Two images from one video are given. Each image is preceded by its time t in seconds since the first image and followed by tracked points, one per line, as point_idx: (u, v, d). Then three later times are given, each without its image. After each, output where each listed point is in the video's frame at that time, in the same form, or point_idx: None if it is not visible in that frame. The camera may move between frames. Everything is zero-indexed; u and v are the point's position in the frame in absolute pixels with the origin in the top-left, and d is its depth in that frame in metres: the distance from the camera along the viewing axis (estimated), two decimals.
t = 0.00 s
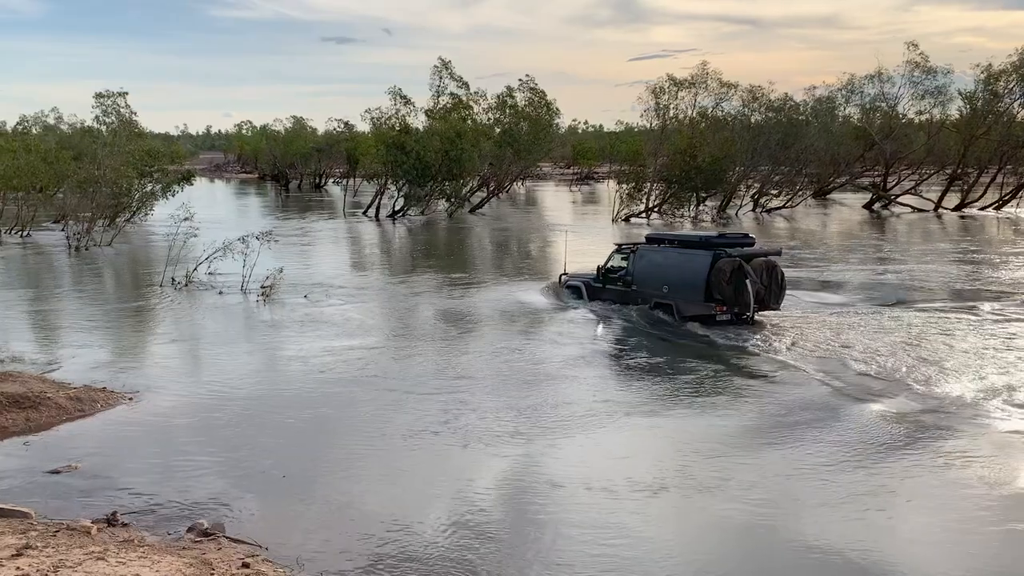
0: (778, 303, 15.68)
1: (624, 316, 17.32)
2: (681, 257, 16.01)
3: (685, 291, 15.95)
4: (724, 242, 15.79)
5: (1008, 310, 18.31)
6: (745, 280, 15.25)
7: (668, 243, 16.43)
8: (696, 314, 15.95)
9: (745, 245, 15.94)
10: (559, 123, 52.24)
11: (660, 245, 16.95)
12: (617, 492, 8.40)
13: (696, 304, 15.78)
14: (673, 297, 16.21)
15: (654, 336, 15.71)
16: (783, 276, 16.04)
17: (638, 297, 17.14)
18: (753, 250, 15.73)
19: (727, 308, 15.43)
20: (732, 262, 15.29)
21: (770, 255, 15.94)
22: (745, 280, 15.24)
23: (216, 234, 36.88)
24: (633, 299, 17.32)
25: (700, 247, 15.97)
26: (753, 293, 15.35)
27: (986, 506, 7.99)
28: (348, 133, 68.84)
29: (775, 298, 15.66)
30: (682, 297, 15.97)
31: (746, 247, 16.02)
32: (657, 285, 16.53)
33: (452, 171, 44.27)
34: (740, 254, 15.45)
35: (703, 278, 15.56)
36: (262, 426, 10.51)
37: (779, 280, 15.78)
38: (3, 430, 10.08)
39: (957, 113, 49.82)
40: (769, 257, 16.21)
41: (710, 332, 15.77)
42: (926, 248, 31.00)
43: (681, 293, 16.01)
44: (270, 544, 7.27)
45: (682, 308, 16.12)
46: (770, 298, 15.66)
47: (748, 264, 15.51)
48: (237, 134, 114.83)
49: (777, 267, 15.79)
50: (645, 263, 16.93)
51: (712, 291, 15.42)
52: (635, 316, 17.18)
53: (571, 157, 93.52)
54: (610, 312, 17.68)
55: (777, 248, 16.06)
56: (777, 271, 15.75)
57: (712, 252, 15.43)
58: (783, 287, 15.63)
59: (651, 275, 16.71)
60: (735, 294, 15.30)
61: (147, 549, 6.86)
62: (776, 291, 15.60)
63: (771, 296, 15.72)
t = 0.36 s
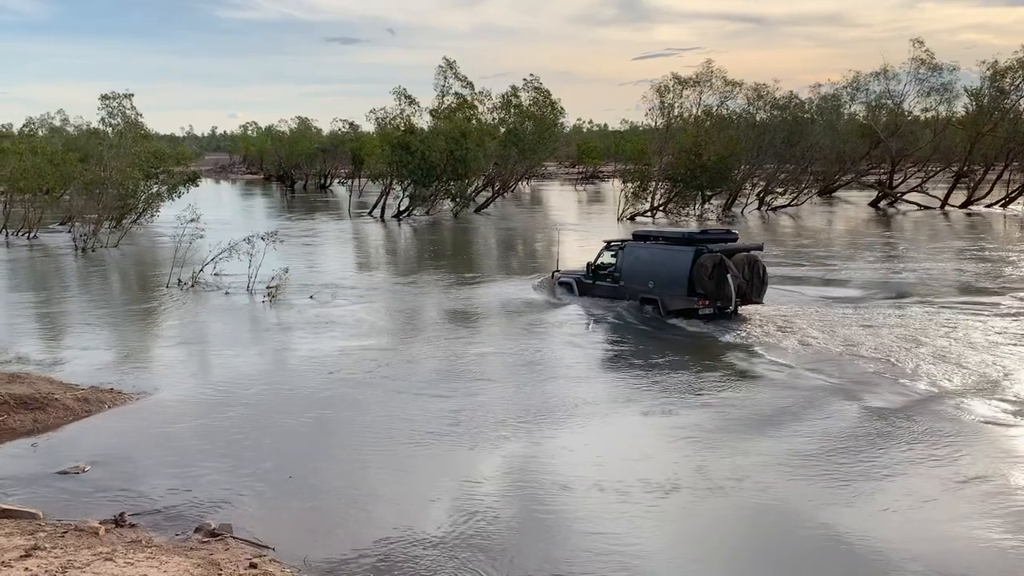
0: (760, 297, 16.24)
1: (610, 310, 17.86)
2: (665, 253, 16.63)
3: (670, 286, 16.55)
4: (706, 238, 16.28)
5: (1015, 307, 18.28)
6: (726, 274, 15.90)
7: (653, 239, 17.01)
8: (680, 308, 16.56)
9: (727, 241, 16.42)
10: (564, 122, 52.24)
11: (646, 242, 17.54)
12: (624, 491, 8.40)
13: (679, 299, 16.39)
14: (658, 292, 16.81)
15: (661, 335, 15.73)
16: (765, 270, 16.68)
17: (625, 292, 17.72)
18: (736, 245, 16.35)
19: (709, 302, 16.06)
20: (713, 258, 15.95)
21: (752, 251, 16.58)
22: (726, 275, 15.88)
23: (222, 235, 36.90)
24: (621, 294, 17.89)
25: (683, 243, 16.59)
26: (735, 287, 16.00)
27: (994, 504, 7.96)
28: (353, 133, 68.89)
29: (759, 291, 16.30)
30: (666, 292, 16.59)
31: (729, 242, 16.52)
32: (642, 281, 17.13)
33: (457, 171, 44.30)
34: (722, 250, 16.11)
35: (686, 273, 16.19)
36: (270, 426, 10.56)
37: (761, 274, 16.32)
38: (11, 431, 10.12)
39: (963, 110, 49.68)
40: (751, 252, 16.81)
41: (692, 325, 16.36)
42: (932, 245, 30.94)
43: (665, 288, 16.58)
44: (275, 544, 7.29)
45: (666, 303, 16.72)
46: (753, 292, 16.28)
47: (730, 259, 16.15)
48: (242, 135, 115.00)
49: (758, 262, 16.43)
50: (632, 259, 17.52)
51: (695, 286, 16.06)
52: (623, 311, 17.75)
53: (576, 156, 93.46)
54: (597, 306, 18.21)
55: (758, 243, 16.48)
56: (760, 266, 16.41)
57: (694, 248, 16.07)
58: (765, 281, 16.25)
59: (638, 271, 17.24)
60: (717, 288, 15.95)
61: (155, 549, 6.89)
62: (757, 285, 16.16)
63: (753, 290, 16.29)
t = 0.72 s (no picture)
0: (742, 294, 16.59)
1: (598, 309, 18.13)
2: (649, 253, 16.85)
3: (653, 286, 16.80)
4: (688, 237, 16.57)
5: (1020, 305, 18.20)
6: (707, 273, 16.17)
7: (637, 240, 17.25)
8: (663, 306, 16.81)
9: (709, 240, 16.72)
10: (566, 123, 52.22)
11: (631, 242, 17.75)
12: (631, 492, 8.41)
13: (662, 298, 16.65)
14: (642, 292, 17.04)
15: (665, 337, 15.71)
16: (747, 268, 16.95)
17: (612, 291, 17.94)
18: (717, 244, 16.65)
19: (691, 300, 16.34)
20: (694, 257, 16.22)
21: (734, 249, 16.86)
22: (707, 274, 16.15)
23: (226, 238, 36.94)
24: (608, 293, 18.12)
25: (666, 243, 16.83)
26: (716, 285, 16.28)
27: (1001, 506, 7.93)
28: (356, 136, 68.95)
29: (740, 288, 16.62)
30: (649, 291, 16.84)
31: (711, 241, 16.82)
32: (627, 280, 17.37)
33: (459, 172, 44.29)
34: (703, 249, 16.36)
35: (668, 273, 16.44)
36: (274, 429, 10.57)
37: (742, 272, 16.65)
38: (17, 434, 10.16)
39: (966, 109, 49.51)
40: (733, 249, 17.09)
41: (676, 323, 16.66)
42: (936, 244, 30.84)
43: (648, 287, 16.83)
44: (283, 546, 7.31)
45: (651, 302, 16.96)
46: (734, 289, 16.60)
47: (712, 258, 16.42)
48: (246, 137, 115.21)
49: (740, 259, 16.71)
50: (617, 259, 17.74)
51: (677, 285, 16.33)
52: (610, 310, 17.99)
53: (579, 157, 93.37)
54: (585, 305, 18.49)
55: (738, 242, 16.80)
56: (741, 263, 16.73)
57: (676, 248, 16.31)
58: (747, 277, 16.58)
59: (622, 270, 17.49)
60: (698, 287, 16.24)
61: (161, 552, 6.90)
62: (739, 282, 16.49)
63: (735, 287, 16.63)
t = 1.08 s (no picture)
0: (731, 292, 16.94)
1: (591, 307, 18.43)
2: (640, 253, 17.14)
3: (644, 285, 17.08)
4: (678, 237, 16.92)
5: None
6: (696, 272, 16.52)
7: (627, 239, 17.56)
8: (654, 305, 17.11)
9: (698, 240, 17.07)
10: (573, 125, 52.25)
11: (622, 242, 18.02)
12: (640, 494, 8.40)
13: (653, 297, 16.94)
14: (634, 291, 17.32)
15: (672, 339, 15.68)
16: (736, 266, 17.31)
17: (604, 292, 18.21)
18: (706, 244, 17.00)
19: (681, 299, 16.67)
20: (684, 257, 16.57)
21: (723, 248, 17.22)
22: (696, 273, 16.49)
23: (235, 241, 37.04)
24: (601, 294, 18.39)
25: (656, 243, 17.13)
26: (706, 284, 16.63)
27: (1014, 508, 7.89)
28: (363, 139, 69.12)
29: (729, 286, 16.98)
30: (641, 291, 17.12)
31: (700, 240, 17.18)
32: (619, 280, 17.64)
33: (467, 175, 44.31)
34: (692, 249, 16.70)
35: (658, 272, 16.74)
36: (283, 431, 10.58)
37: (731, 270, 17.03)
38: (28, 437, 10.20)
39: (976, 109, 49.29)
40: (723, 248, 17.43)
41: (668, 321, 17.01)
42: (947, 245, 30.68)
43: (639, 286, 17.15)
44: (292, 547, 7.34)
45: (642, 301, 17.24)
46: (723, 287, 16.95)
47: (701, 257, 16.78)
48: (254, 141, 115.68)
49: (729, 258, 17.06)
50: (608, 260, 18.00)
51: (667, 284, 16.68)
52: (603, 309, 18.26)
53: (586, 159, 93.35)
54: (578, 304, 18.76)
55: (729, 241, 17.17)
56: (730, 262, 17.09)
57: (665, 248, 16.63)
58: (735, 276, 16.93)
59: (613, 270, 17.80)
60: (688, 286, 16.58)
61: (170, 554, 6.91)
62: (728, 280, 16.87)
63: (724, 285, 16.99)
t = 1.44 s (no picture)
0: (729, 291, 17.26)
1: (592, 307, 18.78)
2: (638, 253, 17.53)
3: (642, 285, 17.46)
4: (676, 237, 17.30)
5: None
6: (693, 272, 16.89)
7: (627, 239, 17.95)
8: (652, 304, 17.47)
9: (696, 240, 17.44)
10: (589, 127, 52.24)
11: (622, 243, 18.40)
12: (656, 496, 8.40)
13: (651, 296, 17.31)
14: (633, 291, 17.69)
15: (688, 342, 15.62)
16: (733, 266, 17.65)
17: (604, 292, 18.59)
18: (703, 244, 17.37)
19: (679, 298, 17.02)
20: (681, 257, 16.97)
21: (721, 248, 17.57)
22: (693, 272, 16.88)
23: (252, 243, 37.21)
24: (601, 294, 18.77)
25: (654, 244, 17.51)
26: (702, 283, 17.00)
27: None
28: (379, 140, 69.33)
29: (726, 286, 17.32)
30: (639, 290, 17.49)
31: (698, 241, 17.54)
32: (618, 281, 18.03)
33: (482, 177, 44.35)
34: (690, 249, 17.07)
35: (656, 272, 17.11)
36: (300, 432, 10.64)
37: (728, 270, 17.37)
38: (46, 437, 10.28)
39: (996, 111, 48.86)
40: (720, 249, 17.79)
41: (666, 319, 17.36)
42: (966, 248, 30.43)
43: (636, 285, 17.53)
44: (310, 546, 7.38)
45: (641, 300, 17.61)
46: (720, 286, 17.31)
47: (698, 257, 17.16)
48: (271, 143, 116.30)
49: (726, 258, 17.42)
50: (608, 260, 18.38)
51: (664, 283, 17.05)
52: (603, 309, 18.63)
53: (602, 161, 93.25)
54: (578, 302, 19.15)
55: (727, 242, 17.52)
56: (727, 262, 17.43)
57: (663, 248, 17.02)
58: (732, 276, 17.27)
59: (613, 270, 18.18)
60: (685, 285, 16.95)
61: (187, 554, 6.95)
62: (725, 280, 17.21)
63: (722, 285, 17.33)
